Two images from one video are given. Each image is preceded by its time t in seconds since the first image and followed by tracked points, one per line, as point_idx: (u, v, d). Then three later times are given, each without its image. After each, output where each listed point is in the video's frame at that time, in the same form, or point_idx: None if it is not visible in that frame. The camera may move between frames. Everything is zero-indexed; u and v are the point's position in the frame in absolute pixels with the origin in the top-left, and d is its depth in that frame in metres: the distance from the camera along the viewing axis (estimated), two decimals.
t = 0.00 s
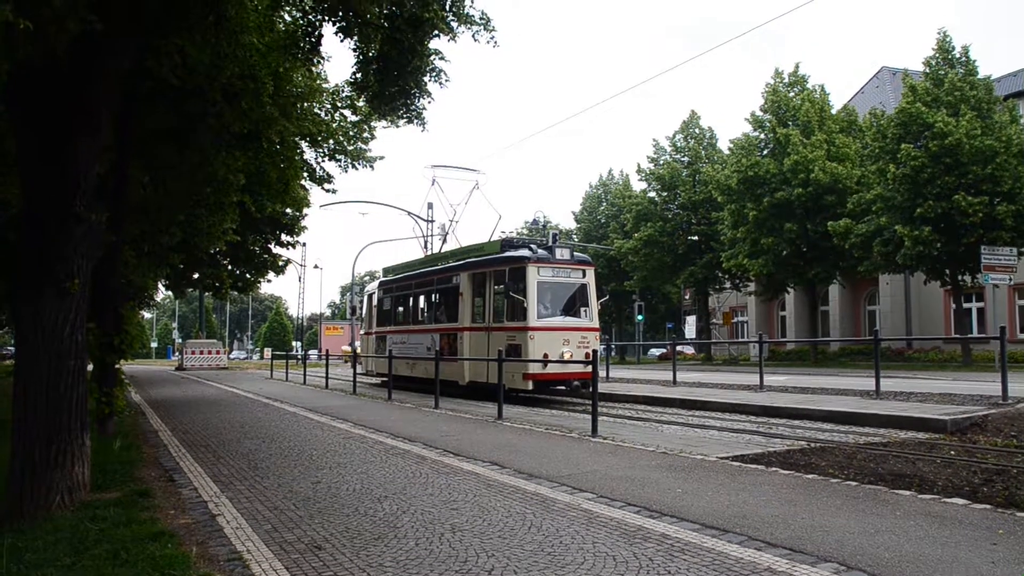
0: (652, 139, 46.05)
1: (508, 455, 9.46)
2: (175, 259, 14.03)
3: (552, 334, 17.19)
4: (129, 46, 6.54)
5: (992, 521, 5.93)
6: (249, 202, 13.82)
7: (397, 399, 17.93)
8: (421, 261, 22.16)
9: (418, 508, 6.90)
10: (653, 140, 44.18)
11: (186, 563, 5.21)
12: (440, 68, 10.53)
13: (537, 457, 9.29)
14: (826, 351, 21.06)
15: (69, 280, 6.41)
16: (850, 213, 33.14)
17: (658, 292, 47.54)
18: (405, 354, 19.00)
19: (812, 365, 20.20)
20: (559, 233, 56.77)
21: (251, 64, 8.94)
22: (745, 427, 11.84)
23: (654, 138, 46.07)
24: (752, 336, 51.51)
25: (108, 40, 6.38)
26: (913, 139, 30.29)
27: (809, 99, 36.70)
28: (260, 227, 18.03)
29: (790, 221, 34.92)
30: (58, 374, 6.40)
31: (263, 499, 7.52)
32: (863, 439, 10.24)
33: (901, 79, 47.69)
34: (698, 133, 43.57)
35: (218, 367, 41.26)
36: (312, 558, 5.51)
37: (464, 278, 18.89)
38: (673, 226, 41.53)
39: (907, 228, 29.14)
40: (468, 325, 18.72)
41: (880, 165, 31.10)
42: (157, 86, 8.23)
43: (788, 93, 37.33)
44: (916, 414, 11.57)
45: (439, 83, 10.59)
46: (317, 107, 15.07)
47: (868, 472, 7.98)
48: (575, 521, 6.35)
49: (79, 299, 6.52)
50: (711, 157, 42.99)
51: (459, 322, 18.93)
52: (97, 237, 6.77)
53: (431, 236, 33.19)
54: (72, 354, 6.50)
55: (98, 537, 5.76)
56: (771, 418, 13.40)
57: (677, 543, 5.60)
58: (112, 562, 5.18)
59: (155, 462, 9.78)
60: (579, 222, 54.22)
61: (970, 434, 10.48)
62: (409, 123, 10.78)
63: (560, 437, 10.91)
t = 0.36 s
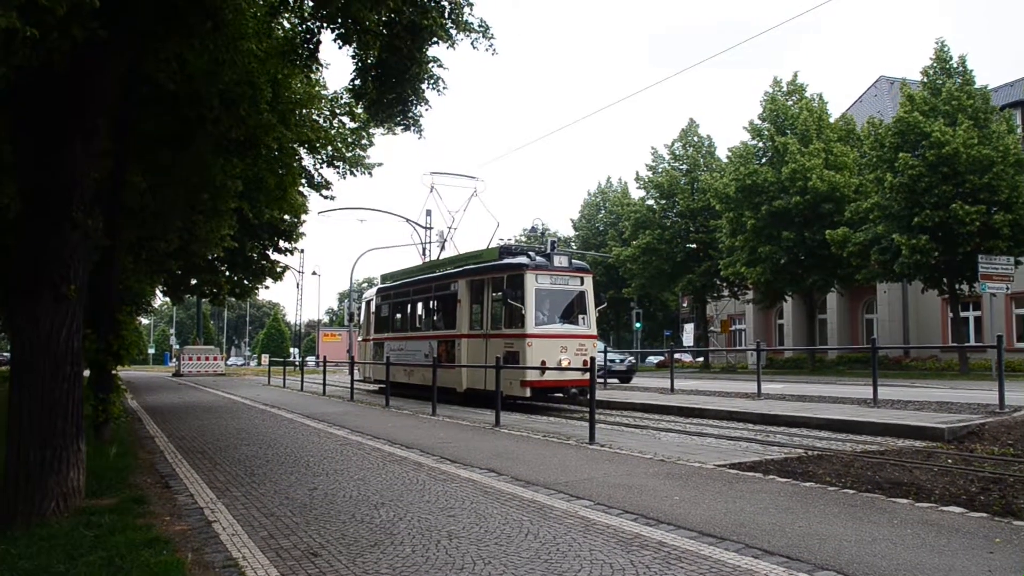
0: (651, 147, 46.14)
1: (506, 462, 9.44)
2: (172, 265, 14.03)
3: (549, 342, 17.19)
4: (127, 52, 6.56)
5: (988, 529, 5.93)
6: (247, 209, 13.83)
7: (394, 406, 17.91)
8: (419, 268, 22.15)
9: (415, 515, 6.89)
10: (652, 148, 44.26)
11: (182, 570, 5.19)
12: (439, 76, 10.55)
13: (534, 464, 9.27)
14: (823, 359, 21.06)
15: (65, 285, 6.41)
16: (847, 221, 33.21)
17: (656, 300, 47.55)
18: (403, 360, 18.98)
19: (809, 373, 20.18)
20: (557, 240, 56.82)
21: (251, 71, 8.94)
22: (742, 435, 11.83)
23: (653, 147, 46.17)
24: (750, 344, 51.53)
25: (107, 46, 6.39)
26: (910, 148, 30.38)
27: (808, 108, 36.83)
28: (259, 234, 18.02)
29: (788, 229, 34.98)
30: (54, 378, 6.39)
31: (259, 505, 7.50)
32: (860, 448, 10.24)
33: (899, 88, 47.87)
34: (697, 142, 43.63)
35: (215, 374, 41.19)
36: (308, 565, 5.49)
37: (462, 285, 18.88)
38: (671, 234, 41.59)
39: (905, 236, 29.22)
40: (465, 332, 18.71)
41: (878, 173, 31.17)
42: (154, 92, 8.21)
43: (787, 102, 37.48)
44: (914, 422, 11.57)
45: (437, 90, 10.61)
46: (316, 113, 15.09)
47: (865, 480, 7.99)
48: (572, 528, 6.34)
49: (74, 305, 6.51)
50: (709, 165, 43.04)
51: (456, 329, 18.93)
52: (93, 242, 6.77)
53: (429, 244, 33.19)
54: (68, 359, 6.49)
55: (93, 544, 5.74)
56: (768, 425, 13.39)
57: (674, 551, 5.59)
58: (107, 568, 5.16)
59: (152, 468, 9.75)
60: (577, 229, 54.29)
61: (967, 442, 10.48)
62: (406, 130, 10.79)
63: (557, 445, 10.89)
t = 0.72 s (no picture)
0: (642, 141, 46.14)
1: (496, 457, 9.44)
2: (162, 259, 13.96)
3: (540, 336, 17.20)
4: (117, 45, 6.51)
5: (976, 523, 5.96)
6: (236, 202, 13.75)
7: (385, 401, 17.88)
8: (410, 262, 22.11)
9: (406, 510, 6.88)
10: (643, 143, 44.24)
11: (172, 565, 5.17)
12: (429, 69, 10.50)
13: (525, 459, 9.27)
14: (813, 354, 21.11)
15: (54, 279, 6.37)
16: (838, 217, 33.33)
17: (647, 295, 47.61)
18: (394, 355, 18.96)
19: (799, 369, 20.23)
20: (548, 235, 56.85)
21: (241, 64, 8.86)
22: (732, 429, 11.87)
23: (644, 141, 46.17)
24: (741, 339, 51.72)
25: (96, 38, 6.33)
26: (901, 144, 30.47)
27: (799, 104, 36.93)
28: (249, 228, 17.94)
29: (778, 225, 35.07)
30: (43, 372, 6.36)
31: (249, 500, 7.49)
32: (849, 442, 10.29)
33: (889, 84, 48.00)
34: (688, 137, 43.59)
35: (206, 368, 41.04)
36: (298, 559, 5.48)
37: (453, 280, 18.86)
38: (662, 230, 41.65)
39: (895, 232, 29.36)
40: (456, 326, 18.68)
41: (868, 169, 31.25)
42: (144, 85, 8.14)
43: (778, 97, 37.58)
44: (902, 417, 11.63)
45: (427, 84, 10.57)
46: (306, 107, 15.03)
47: (855, 474, 8.02)
48: (563, 522, 6.34)
49: (63, 298, 6.48)
50: (701, 160, 43.03)
51: (447, 323, 18.91)
52: (81, 236, 6.73)
53: (420, 238, 33.14)
54: (56, 354, 6.46)
55: (81, 539, 5.71)
56: (758, 420, 13.44)
57: (664, 545, 5.60)
58: (97, 564, 5.14)
59: (142, 463, 9.71)
60: (568, 224, 54.29)
61: (956, 437, 10.54)
62: (396, 124, 10.75)
63: (549, 439, 10.90)
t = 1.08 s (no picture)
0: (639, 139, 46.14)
1: (494, 455, 9.43)
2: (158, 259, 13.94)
3: (538, 334, 17.20)
4: (112, 43, 6.48)
5: (973, 520, 5.97)
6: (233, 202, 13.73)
7: (383, 399, 17.87)
8: (407, 260, 22.10)
9: (403, 508, 6.88)
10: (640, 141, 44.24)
11: (169, 564, 5.17)
12: (425, 68, 10.48)
13: (523, 457, 9.26)
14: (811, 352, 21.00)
15: (50, 279, 6.35)
16: (834, 214, 33.38)
17: (644, 293, 47.64)
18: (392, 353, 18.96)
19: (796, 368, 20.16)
20: (545, 233, 56.87)
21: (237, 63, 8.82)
22: (730, 427, 11.88)
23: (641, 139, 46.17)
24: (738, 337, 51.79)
25: (89, 37, 6.31)
26: (897, 142, 30.50)
27: (795, 101, 36.98)
28: (245, 227, 17.93)
29: (775, 222, 35.11)
30: (39, 372, 6.35)
31: (247, 498, 7.49)
32: (847, 440, 10.30)
33: (885, 81, 48.06)
34: (685, 135, 43.55)
35: (203, 367, 40.99)
36: (296, 558, 5.47)
37: (450, 278, 18.85)
38: (659, 228, 41.67)
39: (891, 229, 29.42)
40: (454, 325, 18.68)
41: (864, 166, 31.28)
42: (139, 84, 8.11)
43: (774, 95, 37.69)
44: (900, 414, 11.66)
45: (423, 83, 10.54)
46: (302, 105, 15.01)
47: (852, 472, 8.03)
48: (561, 520, 6.35)
49: (60, 297, 6.47)
50: (697, 158, 43.04)
51: (445, 322, 18.88)
52: (75, 236, 6.70)
53: (416, 237, 33.13)
54: (53, 353, 6.46)
55: (78, 539, 5.70)
56: (756, 418, 13.45)
57: (662, 543, 5.61)
58: (94, 563, 5.13)
59: (139, 463, 9.69)
60: (565, 222, 54.33)
61: (953, 434, 10.57)
62: (393, 122, 10.68)
63: (546, 437, 10.91)
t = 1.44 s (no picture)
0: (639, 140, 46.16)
1: (492, 456, 9.43)
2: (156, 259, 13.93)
3: (536, 335, 17.20)
4: (111, 42, 6.48)
5: (971, 523, 5.97)
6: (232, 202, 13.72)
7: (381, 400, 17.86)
8: (406, 261, 22.09)
9: (402, 509, 6.88)
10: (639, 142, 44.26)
11: (167, 564, 5.17)
12: (425, 69, 10.48)
13: (521, 459, 9.26)
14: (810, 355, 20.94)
15: (49, 278, 6.35)
16: (833, 216, 33.41)
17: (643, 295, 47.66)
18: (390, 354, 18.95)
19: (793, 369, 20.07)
20: (544, 234, 56.87)
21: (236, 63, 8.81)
22: (729, 429, 11.88)
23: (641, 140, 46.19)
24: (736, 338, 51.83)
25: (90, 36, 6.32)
26: (896, 144, 30.52)
27: (795, 104, 37.02)
28: (244, 226, 17.92)
29: (774, 224, 35.13)
30: (38, 371, 6.35)
31: (245, 498, 7.49)
32: (845, 442, 10.30)
33: (885, 84, 48.10)
34: (684, 136, 43.47)
35: (201, 367, 40.96)
36: (293, 559, 5.47)
37: (449, 279, 18.83)
38: (658, 229, 41.69)
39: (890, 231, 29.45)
40: (452, 326, 18.67)
41: (864, 169, 31.29)
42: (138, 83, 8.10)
43: (773, 97, 37.79)
44: (898, 416, 11.67)
45: (422, 83, 10.54)
46: (301, 105, 15.01)
47: (849, 474, 8.03)
48: (558, 522, 6.34)
49: (59, 297, 6.46)
50: (697, 160, 43.05)
51: (444, 322, 18.88)
52: (74, 235, 6.70)
53: (415, 237, 33.13)
54: (51, 353, 6.45)
55: (77, 538, 5.69)
56: (754, 420, 13.46)
57: (660, 545, 5.61)
58: (91, 563, 5.12)
59: (136, 462, 9.68)
60: (564, 223, 54.35)
61: (951, 436, 10.58)
62: (392, 122, 10.68)
63: (544, 438, 10.90)
